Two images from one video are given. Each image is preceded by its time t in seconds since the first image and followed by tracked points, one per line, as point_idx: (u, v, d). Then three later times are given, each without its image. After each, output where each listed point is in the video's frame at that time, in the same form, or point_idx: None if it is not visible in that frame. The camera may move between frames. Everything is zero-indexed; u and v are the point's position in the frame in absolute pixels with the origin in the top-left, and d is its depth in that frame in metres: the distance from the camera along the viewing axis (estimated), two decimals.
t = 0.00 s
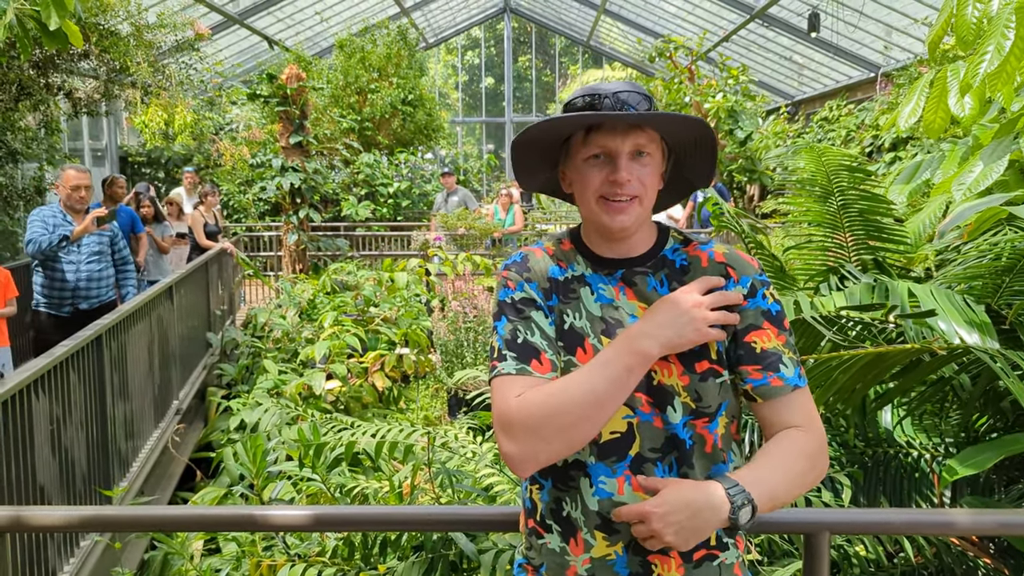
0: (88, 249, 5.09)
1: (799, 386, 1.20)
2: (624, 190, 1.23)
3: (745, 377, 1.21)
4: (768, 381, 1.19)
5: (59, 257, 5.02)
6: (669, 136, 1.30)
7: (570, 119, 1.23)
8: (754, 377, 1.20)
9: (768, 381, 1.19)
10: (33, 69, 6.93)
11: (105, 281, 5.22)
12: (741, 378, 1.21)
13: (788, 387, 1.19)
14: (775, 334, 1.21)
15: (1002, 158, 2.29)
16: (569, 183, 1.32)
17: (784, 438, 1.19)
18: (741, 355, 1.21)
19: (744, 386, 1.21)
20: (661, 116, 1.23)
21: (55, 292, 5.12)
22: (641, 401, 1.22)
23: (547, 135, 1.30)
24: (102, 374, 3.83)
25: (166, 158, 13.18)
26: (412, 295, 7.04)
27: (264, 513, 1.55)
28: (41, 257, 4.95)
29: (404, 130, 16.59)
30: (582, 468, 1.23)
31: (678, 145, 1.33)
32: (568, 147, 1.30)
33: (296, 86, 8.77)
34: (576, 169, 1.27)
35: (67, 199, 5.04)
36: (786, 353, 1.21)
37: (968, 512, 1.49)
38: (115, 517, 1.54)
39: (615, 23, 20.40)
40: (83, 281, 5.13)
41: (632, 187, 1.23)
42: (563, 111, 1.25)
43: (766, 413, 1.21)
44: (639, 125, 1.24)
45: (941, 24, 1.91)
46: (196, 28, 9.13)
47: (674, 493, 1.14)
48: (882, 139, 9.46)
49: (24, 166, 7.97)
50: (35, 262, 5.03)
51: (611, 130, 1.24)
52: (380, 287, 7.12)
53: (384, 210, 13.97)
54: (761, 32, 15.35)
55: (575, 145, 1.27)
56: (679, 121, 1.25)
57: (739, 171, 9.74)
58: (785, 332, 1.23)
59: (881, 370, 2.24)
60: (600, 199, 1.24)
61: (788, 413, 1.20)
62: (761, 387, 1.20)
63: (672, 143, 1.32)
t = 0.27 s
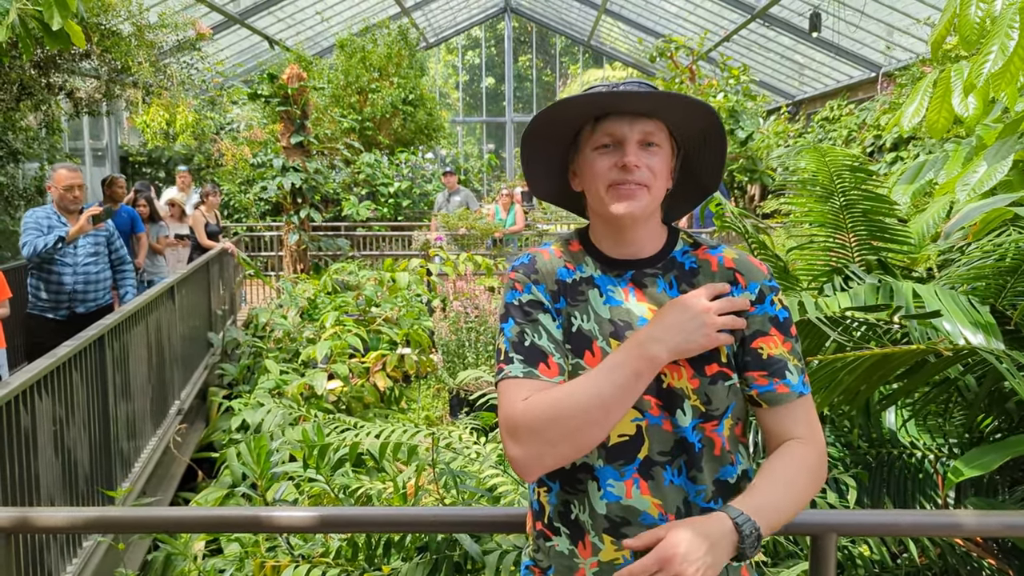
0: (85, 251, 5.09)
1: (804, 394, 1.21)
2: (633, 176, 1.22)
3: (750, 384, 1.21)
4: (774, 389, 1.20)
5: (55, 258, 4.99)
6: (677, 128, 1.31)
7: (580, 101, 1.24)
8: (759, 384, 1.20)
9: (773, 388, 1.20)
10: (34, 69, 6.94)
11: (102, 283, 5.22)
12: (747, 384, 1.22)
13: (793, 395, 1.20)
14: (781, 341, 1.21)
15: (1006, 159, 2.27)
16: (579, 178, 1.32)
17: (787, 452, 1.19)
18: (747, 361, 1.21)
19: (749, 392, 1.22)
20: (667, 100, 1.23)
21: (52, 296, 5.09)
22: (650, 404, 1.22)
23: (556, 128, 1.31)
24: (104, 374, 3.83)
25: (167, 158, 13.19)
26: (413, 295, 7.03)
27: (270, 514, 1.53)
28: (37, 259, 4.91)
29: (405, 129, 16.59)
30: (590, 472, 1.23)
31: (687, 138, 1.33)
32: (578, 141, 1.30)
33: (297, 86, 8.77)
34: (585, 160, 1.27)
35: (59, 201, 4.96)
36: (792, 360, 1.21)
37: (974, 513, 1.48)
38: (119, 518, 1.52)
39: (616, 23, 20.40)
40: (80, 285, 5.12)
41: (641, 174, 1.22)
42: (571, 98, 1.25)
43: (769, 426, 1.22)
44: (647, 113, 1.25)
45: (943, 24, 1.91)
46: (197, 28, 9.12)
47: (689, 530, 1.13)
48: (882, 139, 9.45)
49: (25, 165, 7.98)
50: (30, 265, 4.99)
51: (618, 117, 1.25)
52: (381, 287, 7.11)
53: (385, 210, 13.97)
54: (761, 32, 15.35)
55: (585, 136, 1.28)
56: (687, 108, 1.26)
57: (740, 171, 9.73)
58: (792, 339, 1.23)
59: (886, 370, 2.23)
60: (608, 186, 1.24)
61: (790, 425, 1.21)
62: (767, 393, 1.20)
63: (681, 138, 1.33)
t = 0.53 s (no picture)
0: (74, 248, 4.74)
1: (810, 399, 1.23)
2: (647, 181, 1.22)
3: (759, 388, 1.23)
4: (783, 392, 1.22)
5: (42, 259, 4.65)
6: (692, 131, 1.30)
7: (595, 107, 1.23)
8: (768, 387, 1.22)
9: (783, 391, 1.22)
10: (35, 68, 6.94)
11: (93, 283, 4.88)
12: (756, 388, 1.23)
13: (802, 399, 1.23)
14: (792, 346, 1.23)
15: (1009, 159, 2.26)
16: (591, 180, 1.32)
17: (792, 477, 1.23)
18: (759, 365, 1.23)
19: (758, 396, 1.23)
20: (683, 104, 1.22)
21: (40, 298, 4.75)
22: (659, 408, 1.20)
23: (569, 130, 1.30)
24: (105, 374, 3.82)
25: (168, 158, 13.20)
26: (414, 295, 7.03)
27: (273, 515, 1.51)
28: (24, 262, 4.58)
29: (405, 129, 16.59)
30: (598, 475, 1.23)
31: (702, 140, 1.33)
32: (591, 143, 1.29)
33: (298, 86, 8.76)
34: (598, 162, 1.27)
35: (42, 200, 4.61)
36: (800, 365, 1.24)
37: (979, 514, 1.48)
38: (123, 519, 1.51)
39: (617, 23, 20.40)
40: (70, 285, 4.78)
41: (655, 178, 1.22)
42: (585, 101, 1.24)
43: (776, 443, 1.24)
44: (661, 116, 1.24)
45: (947, 25, 1.90)
46: (199, 28, 9.12)
47: None
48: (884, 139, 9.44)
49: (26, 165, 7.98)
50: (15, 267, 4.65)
51: (633, 120, 1.24)
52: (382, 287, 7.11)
53: (386, 210, 13.97)
54: (762, 32, 15.35)
55: (598, 137, 1.27)
56: (702, 112, 1.25)
57: (741, 170, 9.73)
58: (800, 344, 1.24)
59: (890, 370, 2.23)
60: (622, 191, 1.24)
61: (797, 449, 1.23)
62: (775, 396, 1.22)
63: (696, 140, 1.32)
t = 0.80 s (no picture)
0: (71, 249, 4.55)
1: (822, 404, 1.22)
2: (657, 184, 1.21)
3: (772, 391, 1.21)
4: (796, 396, 1.20)
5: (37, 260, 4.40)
6: (702, 131, 1.28)
7: (603, 109, 1.22)
8: (782, 392, 1.20)
9: (795, 396, 1.20)
10: (36, 67, 6.94)
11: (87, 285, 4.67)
12: (768, 391, 1.21)
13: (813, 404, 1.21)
14: (804, 350, 1.20)
15: (1011, 158, 2.24)
16: (600, 180, 1.31)
17: (814, 487, 1.23)
18: (773, 369, 1.21)
19: (770, 399, 1.21)
20: (695, 106, 1.21)
21: (33, 301, 4.48)
22: (666, 409, 1.20)
23: (578, 131, 1.29)
24: (106, 374, 3.82)
25: (167, 156, 13.19)
26: (415, 294, 7.03)
27: (276, 516, 1.51)
28: (18, 262, 4.33)
29: (406, 128, 16.59)
30: (603, 476, 1.23)
31: (714, 140, 1.31)
32: (601, 143, 1.29)
33: (298, 85, 8.75)
34: (608, 164, 1.26)
35: (36, 198, 4.39)
36: (812, 368, 1.21)
37: (983, 515, 1.47)
38: (125, 519, 1.51)
39: (617, 21, 20.39)
40: (65, 286, 4.54)
41: (665, 182, 1.21)
42: (594, 103, 1.23)
43: (793, 454, 1.23)
44: (673, 118, 1.23)
45: (948, 23, 1.90)
46: (199, 26, 9.11)
47: None
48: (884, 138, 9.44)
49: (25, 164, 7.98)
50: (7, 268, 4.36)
51: (644, 122, 1.23)
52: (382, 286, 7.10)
53: (386, 209, 13.96)
54: (763, 30, 15.35)
55: (607, 140, 1.26)
56: (715, 113, 1.24)
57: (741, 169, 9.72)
58: (812, 347, 1.22)
59: (892, 371, 2.22)
60: (633, 194, 1.23)
61: (815, 458, 1.22)
62: (788, 401, 1.20)
63: (708, 141, 1.31)
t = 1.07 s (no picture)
0: (71, 250, 4.54)
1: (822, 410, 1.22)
2: (660, 189, 1.20)
3: (777, 397, 1.21)
4: (801, 403, 1.20)
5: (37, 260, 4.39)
6: (707, 132, 1.27)
7: (605, 111, 1.21)
8: (787, 398, 1.20)
9: (800, 402, 1.20)
10: (34, 65, 6.93)
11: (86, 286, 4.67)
12: (772, 397, 1.21)
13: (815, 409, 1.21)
14: (808, 356, 1.21)
15: (1012, 156, 2.24)
16: (602, 181, 1.31)
17: (816, 489, 1.23)
18: (778, 375, 1.21)
19: (775, 404, 1.21)
20: (700, 110, 1.20)
21: (32, 301, 4.46)
22: (668, 412, 1.20)
23: (581, 130, 1.28)
24: (105, 372, 3.81)
25: (166, 154, 13.17)
26: (414, 292, 7.02)
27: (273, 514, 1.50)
28: (17, 262, 4.31)
29: (405, 125, 16.58)
30: (602, 477, 1.23)
31: (717, 142, 1.30)
32: (604, 143, 1.27)
33: (297, 82, 8.72)
34: (611, 166, 1.25)
35: (39, 198, 4.40)
36: (814, 374, 1.22)
37: (983, 514, 1.47)
38: (124, 518, 1.50)
39: (616, 18, 20.36)
40: (64, 287, 4.54)
41: (669, 186, 1.20)
42: (596, 105, 1.23)
43: (795, 458, 1.23)
44: (676, 121, 1.22)
45: (949, 20, 1.89)
46: (198, 24, 9.08)
47: None
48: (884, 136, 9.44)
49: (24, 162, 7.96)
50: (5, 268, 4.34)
51: (647, 124, 1.22)
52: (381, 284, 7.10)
53: (385, 207, 13.96)
54: (762, 28, 15.33)
55: (610, 142, 1.25)
56: (719, 116, 1.22)
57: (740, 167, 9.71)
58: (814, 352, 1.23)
59: (892, 370, 2.22)
60: (637, 199, 1.21)
61: (817, 461, 1.22)
62: (793, 407, 1.21)
63: (712, 142, 1.29)
